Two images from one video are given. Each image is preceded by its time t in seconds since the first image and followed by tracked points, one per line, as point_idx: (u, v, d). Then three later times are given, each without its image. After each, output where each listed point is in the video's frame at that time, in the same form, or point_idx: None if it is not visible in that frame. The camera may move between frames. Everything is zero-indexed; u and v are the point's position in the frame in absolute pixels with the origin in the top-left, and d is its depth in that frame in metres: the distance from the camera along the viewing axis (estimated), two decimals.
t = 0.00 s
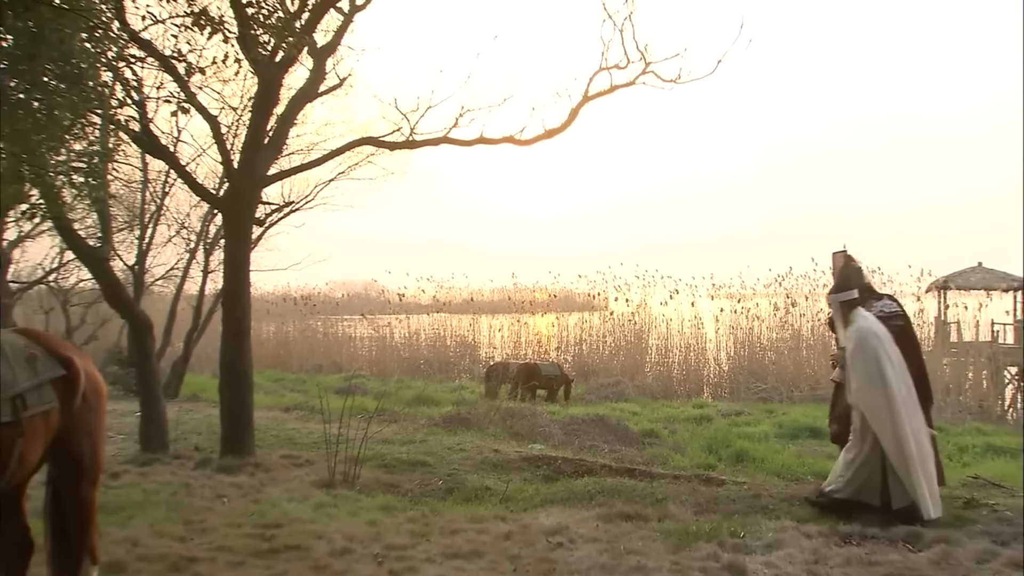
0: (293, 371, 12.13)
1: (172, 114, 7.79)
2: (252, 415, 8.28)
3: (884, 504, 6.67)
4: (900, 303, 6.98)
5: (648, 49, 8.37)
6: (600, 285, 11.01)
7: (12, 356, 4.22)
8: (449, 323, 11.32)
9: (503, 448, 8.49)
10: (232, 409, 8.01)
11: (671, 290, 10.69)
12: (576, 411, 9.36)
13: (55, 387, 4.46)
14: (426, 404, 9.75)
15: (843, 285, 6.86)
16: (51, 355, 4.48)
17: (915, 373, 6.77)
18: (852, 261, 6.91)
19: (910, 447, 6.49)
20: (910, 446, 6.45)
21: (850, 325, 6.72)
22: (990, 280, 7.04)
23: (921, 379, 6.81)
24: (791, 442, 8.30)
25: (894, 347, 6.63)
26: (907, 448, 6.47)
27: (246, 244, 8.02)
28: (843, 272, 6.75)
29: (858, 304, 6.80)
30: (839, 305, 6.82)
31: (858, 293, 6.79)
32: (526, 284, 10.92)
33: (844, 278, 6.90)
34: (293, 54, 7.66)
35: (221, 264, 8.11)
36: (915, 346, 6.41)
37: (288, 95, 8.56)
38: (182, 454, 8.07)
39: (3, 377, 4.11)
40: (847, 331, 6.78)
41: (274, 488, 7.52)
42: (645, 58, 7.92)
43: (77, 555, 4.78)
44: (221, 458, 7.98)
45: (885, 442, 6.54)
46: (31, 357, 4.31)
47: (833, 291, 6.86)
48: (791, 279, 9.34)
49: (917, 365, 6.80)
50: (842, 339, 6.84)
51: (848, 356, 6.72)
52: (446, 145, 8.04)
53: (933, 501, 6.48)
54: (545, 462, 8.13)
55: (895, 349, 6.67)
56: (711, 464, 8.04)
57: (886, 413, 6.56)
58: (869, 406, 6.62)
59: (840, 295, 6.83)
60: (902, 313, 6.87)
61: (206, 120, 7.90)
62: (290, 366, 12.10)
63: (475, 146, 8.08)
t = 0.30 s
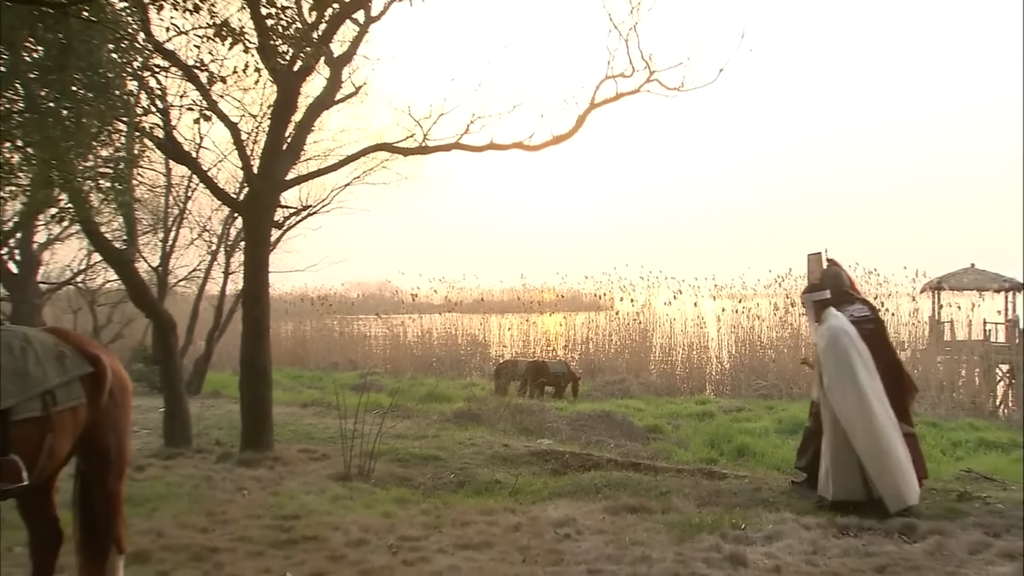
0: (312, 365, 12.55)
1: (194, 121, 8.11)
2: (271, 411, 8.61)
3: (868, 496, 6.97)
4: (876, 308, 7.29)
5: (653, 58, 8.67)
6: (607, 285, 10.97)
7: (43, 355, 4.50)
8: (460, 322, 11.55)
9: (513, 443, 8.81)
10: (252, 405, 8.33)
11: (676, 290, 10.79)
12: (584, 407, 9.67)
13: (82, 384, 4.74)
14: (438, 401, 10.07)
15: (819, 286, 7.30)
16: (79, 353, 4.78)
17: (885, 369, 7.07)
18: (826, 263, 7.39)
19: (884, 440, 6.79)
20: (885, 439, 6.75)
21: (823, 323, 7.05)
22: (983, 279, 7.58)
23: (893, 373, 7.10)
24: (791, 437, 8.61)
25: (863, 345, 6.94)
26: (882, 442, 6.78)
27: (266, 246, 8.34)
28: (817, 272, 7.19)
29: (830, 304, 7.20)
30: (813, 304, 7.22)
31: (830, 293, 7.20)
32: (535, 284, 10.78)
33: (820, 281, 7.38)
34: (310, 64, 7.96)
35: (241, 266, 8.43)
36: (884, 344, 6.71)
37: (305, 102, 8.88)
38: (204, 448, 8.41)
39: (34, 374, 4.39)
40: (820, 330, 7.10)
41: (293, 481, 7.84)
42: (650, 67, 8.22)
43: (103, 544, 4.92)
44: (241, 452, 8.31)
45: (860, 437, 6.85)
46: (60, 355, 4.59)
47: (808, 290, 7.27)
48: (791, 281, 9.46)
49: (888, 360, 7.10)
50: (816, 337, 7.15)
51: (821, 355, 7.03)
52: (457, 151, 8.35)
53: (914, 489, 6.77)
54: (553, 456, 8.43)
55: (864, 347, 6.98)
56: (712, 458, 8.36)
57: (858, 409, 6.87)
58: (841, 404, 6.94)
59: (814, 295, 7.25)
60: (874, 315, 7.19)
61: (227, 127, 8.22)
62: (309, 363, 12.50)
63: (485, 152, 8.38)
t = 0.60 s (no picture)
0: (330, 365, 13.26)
1: (216, 127, 8.39)
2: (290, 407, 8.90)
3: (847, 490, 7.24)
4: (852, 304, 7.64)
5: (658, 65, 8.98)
6: (614, 286, 11.49)
7: (72, 352, 4.29)
8: (472, 321, 12.07)
9: (524, 438, 9.08)
10: (272, 402, 8.61)
11: (681, 291, 11.10)
12: (593, 404, 9.96)
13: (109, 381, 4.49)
14: (451, 398, 10.37)
15: (802, 286, 7.51)
16: (107, 351, 4.52)
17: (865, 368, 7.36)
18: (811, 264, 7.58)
19: (863, 436, 7.08)
20: (862, 435, 7.02)
21: (808, 322, 7.31)
22: (981, 281, 7.66)
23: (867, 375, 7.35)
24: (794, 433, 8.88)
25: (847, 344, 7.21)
26: (862, 437, 7.05)
27: (284, 247, 8.62)
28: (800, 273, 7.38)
29: (815, 303, 7.43)
30: (798, 303, 7.46)
31: (815, 293, 7.43)
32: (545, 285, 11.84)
33: (804, 281, 7.59)
34: (328, 71, 8.22)
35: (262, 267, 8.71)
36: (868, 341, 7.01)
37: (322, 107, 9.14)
38: (226, 443, 8.70)
39: (62, 372, 4.16)
40: (806, 328, 7.37)
41: (311, 475, 8.11)
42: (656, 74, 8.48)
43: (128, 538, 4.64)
44: (262, 446, 8.59)
45: (841, 432, 7.13)
46: (88, 353, 4.36)
47: (793, 290, 7.49)
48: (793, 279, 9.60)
49: (865, 362, 7.38)
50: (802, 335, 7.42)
51: (807, 352, 7.30)
52: (470, 155, 8.60)
53: (891, 484, 7.04)
54: (563, 452, 8.70)
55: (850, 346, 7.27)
56: (717, 453, 8.61)
57: (841, 405, 7.15)
58: (826, 400, 7.23)
59: (799, 295, 7.46)
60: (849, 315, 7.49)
61: (248, 133, 8.49)
62: (325, 361, 13.27)
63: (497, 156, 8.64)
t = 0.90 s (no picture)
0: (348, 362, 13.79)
1: (237, 134, 8.71)
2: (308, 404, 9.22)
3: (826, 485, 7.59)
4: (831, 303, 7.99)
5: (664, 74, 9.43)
6: (621, 287, 11.89)
7: (101, 350, 4.28)
8: (485, 321, 12.37)
9: (534, 434, 9.39)
10: (291, 399, 8.93)
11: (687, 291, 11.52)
12: (601, 401, 10.29)
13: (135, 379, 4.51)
14: (463, 395, 10.70)
15: (792, 287, 7.80)
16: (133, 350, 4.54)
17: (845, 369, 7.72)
18: (797, 264, 7.80)
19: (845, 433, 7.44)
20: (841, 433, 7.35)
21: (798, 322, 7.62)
22: (976, 281, 7.92)
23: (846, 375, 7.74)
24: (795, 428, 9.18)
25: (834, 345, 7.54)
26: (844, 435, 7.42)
27: (303, 250, 8.92)
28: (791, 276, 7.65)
29: (805, 304, 7.74)
30: (789, 304, 7.74)
31: (805, 294, 7.73)
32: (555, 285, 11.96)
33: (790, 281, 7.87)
34: (345, 79, 8.51)
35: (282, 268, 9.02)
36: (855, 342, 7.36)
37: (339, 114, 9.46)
38: (247, 438, 9.04)
39: (91, 369, 4.15)
40: (796, 328, 7.68)
41: (329, 469, 8.43)
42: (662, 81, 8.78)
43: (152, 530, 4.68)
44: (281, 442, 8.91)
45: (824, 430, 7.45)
46: (116, 352, 4.38)
47: (784, 290, 7.76)
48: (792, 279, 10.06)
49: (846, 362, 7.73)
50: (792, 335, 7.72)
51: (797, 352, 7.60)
52: (482, 160, 8.90)
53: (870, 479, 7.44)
54: (572, 447, 9.01)
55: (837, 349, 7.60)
56: (721, 448, 8.92)
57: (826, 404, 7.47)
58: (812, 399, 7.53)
59: (790, 295, 7.75)
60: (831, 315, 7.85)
61: (268, 139, 8.81)
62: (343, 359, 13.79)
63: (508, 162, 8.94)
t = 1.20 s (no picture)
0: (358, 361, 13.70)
1: (254, 139, 8.99)
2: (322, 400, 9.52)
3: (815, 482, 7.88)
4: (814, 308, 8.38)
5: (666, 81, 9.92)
6: (626, 286, 12.03)
7: (123, 349, 4.55)
8: (494, 320, 12.44)
9: (541, 430, 9.66)
10: (306, 395, 9.22)
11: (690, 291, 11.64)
12: (607, 399, 10.57)
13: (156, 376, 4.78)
14: (472, 393, 10.97)
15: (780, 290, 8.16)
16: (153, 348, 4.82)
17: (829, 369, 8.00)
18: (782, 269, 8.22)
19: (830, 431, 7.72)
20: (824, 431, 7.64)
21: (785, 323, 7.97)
22: (970, 282, 8.13)
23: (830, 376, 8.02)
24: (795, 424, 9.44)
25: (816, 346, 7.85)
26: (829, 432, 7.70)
27: (316, 252, 9.19)
28: (781, 279, 8.01)
29: (794, 306, 8.09)
30: (778, 305, 8.10)
31: (794, 297, 8.09)
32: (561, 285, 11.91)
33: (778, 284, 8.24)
34: (358, 86, 8.78)
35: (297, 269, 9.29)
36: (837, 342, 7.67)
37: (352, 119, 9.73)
38: (263, 434, 9.32)
39: (114, 366, 4.43)
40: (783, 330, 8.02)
41: (342, 464, 8.70)
42: (665, 88, 9.04)
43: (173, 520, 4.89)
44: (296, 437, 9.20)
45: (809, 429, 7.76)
46: (137, 350, 4.66)
47: (773, 292, 8.12)
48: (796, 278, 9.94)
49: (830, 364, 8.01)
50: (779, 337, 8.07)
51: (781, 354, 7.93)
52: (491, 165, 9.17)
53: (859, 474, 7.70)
54: (578, 443, 9.28)
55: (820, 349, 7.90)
56: (723, 444, 9.18)
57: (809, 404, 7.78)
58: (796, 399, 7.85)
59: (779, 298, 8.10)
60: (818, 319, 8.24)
61: (283, 144, 9.10)
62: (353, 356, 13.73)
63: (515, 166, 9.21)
